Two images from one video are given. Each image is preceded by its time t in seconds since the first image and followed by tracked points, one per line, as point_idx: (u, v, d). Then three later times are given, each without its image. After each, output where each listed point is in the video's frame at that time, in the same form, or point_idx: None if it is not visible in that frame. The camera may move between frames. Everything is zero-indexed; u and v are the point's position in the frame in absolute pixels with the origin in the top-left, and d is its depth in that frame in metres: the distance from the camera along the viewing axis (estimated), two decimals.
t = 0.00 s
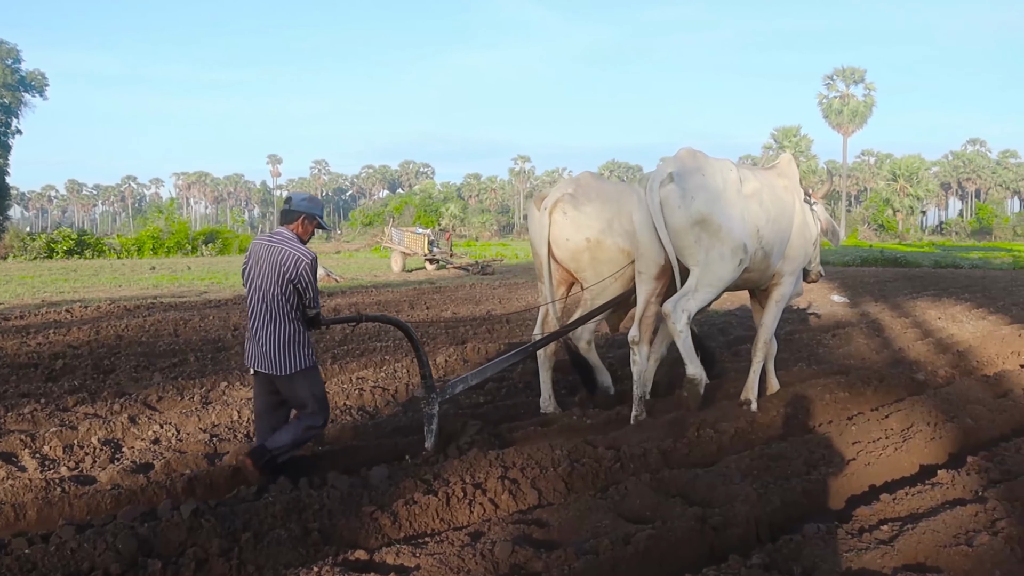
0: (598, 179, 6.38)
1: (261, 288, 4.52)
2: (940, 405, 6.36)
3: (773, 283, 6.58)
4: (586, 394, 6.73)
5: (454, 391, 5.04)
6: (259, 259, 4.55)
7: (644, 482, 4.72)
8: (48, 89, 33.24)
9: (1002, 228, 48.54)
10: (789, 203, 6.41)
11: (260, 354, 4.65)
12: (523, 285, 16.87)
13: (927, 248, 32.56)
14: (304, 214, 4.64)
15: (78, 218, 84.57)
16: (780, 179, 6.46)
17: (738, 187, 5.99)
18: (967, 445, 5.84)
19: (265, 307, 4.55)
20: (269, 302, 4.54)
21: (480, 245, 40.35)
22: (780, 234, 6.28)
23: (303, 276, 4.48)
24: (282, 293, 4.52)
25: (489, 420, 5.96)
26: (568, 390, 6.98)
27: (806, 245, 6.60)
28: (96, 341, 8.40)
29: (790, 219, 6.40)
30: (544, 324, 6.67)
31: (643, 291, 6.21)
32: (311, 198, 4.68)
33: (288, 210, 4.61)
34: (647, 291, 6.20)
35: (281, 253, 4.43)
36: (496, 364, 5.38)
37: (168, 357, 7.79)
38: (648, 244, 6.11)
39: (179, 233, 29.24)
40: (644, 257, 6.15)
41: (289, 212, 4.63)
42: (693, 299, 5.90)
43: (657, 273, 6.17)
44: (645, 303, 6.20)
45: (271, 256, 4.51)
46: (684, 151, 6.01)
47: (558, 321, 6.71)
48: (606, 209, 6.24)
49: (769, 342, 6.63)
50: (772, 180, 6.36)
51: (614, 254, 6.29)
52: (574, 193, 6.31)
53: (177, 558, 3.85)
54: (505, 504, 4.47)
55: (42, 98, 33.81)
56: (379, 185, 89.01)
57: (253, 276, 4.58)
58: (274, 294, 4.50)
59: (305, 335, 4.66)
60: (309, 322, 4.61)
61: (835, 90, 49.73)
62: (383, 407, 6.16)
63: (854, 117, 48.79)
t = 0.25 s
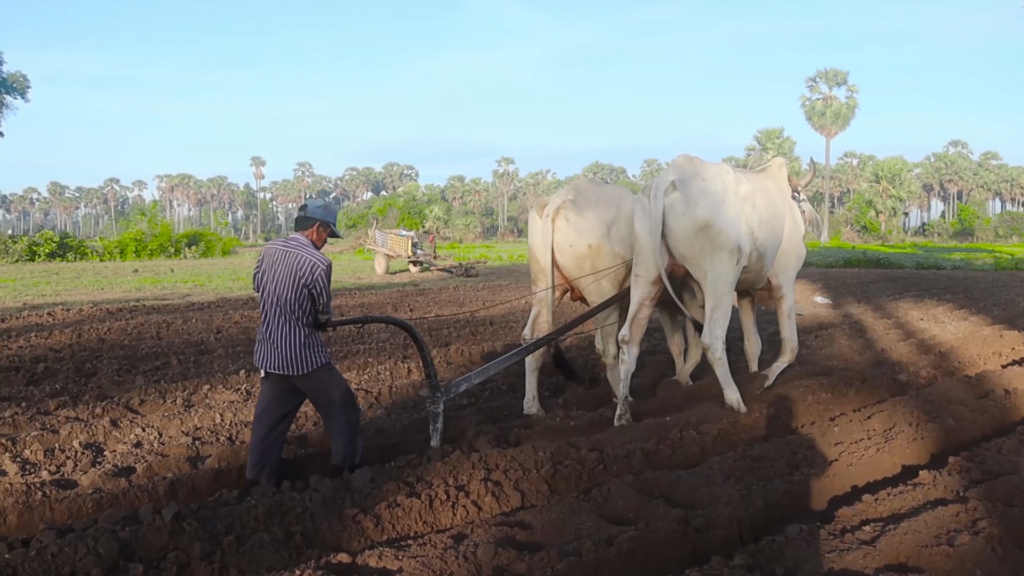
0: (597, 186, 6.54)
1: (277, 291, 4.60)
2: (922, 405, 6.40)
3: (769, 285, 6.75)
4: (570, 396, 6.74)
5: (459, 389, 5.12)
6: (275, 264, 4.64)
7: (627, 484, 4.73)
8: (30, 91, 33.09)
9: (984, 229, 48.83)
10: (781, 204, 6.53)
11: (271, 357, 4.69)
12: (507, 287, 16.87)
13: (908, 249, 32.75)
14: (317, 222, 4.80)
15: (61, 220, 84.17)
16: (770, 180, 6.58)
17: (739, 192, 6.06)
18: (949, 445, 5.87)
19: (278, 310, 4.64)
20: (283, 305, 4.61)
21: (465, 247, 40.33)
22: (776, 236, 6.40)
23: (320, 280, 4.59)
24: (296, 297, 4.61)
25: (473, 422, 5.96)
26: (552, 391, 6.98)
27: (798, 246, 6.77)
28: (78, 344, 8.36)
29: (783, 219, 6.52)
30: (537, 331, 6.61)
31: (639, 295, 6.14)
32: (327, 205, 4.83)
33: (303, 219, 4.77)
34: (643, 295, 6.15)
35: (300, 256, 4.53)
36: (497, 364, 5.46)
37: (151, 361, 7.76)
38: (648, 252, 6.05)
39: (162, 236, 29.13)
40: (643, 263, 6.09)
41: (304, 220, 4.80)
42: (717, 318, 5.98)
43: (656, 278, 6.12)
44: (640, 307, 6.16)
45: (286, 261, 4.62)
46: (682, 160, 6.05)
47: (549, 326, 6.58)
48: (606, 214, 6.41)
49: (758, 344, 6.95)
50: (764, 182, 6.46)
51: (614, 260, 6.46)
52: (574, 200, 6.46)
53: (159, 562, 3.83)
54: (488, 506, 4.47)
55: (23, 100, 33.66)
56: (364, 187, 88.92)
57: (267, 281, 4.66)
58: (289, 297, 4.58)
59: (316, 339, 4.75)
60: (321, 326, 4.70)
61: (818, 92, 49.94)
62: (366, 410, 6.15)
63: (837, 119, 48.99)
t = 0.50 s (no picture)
0: (591, 187, 6.53)
1: (300, 292, 4.65)
2: (903, 404, 6.43)
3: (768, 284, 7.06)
4: (552, 396, 6.74)
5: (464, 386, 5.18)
6: (298, 265, 4.69)
7: (610, 484, 4.74)
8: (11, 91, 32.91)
9: (964, 229, 49.17)
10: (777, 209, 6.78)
11: (290, 356, 4.75)
12: (489, 288, 16.88)
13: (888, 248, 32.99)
14: (343, 227, 4.78)
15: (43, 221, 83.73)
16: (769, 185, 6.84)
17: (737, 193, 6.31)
18: (929, 444, 5.90)
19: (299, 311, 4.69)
20: (305, 306, 4.67)
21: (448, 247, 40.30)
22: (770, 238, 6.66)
23: (343, 284, 4.65)
24: (318, 299, 4.67)
25: (456, 422, 5.96)
26: (534, 391, 6.97)
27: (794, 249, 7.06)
28: (58, 346, 8.32)
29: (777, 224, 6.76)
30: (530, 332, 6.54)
31: (636, 291, 6.18)
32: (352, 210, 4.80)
33: (328, 222, 4.75)
34: (639, 291, 6.18)
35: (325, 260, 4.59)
36: (500, 361, 5.61)
37: (132, 362, 7.73)
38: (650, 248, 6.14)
39: (144, 237, 29.02)
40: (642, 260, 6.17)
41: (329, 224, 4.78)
42: (706, 321, 6.18)
43: (655, 275, 6.16)
44: (636, 303, 6.17)
45: (309, 262, 4.66)
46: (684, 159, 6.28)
47: (541, 323, 6.55)
48: (601, 212, 6.41)
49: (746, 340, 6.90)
50: (762, 185, 6.73)
51: (610, 257, 6.42)
52: (570, 198, 6.42)
53: (140, 564, 3.81)
54: (470, 507, 4.48)
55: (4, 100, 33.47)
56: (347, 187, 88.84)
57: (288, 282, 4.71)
58: (312, 299, 4.64)
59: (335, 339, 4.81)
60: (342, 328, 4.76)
61: (801, 93, 50.12)
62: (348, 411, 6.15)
63: (819, 120, 49.17)
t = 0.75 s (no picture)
0: (588, 186, 6.65)
1: (310, 280, 4.83)
2: (882, 404, 6.47)
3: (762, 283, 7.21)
4: (533, 397, 6.73)
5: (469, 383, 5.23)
6: (308, 258, 4.87)
7: (590, 485, 4.75)
8: None
9: (943, 230, 49.50)
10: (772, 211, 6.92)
11: (300, 344, 4.89)
12: (471, 289, 16.88)
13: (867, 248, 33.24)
14: (353, 218, 4.98)
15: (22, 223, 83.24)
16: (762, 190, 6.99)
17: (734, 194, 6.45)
18: (908, 443, 5.94)
19: (311, 301, 4.86)
20: (315, 294, 4.84)
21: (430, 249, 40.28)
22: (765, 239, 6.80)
23: (352, 271, 4.86)
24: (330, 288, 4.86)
25: (437, 423, 5.95)
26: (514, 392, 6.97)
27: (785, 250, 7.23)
28: (37, 348, 8.28)
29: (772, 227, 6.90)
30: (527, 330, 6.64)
31: (638, 290, 6.44)
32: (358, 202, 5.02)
33: (336, 214, 4.98)
34: (642, 290, 6.43)
35: (335, 246, 4.80)
36: (502, 359, 5.64)
37: (112, 365, 7.70)
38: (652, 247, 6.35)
39: (125, 239, 28.90)
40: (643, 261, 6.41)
41: (337, 217, 4.98)
42: (695, 318, 6.29)
43: (657, 275, 6.40)
44: (637, 301, 6.44)
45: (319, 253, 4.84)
46: (682, 162, 6.44)
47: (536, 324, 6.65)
48: (600, 211, 6.57)
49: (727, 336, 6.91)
50: (756, 189, 6.89)
51: (607, 254, 6.59)
52: (571, 197, 6.53)
53: (119, 567, 3.79)
54: (450, 508, 4.48)
55: None
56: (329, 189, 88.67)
57: (298, 272, 4.89)
58: (322, 285, 4.82)
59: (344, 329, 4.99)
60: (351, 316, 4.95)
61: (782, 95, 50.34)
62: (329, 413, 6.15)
63: (799, 121, 49.38)
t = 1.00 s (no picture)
0: (589, 186, 7.07)
1: (313, 281, 4.92)
2: (862, 401, 6.51)
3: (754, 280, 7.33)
4: (515, 395, 6.73)
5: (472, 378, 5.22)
6: (312, 259, 4.96)
7: (571, 483, 4.75)
8: None
9: (923, 228, 49.78)
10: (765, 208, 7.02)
11: (306, 344, 5.01)
12: (453, 287, 16.86)
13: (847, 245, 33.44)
14: (354, 219, 5.07)
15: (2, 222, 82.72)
16: (755, 185, 7.10)
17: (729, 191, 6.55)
18: (888, 439, 5.97)
19: (315, 302, 4.95)
20: (320, 294, 4.94)
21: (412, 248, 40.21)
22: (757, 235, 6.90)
23: (356, 270, 4.92)
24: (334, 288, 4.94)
25: (418, 421, 5.95)
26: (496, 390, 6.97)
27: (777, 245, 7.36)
28: (16, 347, 8.23)
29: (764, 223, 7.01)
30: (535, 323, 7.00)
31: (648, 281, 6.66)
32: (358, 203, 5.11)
33: (338, 216, 5.07)
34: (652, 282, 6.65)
35: (335, 247, 4.87)
36: (505, 354, 5.59)
37: (92, 364, 7.66)
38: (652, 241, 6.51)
39: (105, 238, 28.75)
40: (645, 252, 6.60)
41: (339, 218, 5.07)
42: (684, 311, 6.35)
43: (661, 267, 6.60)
44: (650, 290, 6.69)
45: (322, 254, 4.91)
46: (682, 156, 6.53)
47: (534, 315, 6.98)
48: (596, 208, 6.93)
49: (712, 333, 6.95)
50: (750, 185, 6.99)
51: (601, 250, 6.92)
52: (570, 194, 6.95)
53: (98, 568, 3.77)
54: (432, 507, 4.48)
55: None
56: (311, 187, 88.44)
57: (303, 273, 4.98)
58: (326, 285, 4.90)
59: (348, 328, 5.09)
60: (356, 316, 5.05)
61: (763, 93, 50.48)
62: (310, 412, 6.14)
63: (781, 120, 49.53)
